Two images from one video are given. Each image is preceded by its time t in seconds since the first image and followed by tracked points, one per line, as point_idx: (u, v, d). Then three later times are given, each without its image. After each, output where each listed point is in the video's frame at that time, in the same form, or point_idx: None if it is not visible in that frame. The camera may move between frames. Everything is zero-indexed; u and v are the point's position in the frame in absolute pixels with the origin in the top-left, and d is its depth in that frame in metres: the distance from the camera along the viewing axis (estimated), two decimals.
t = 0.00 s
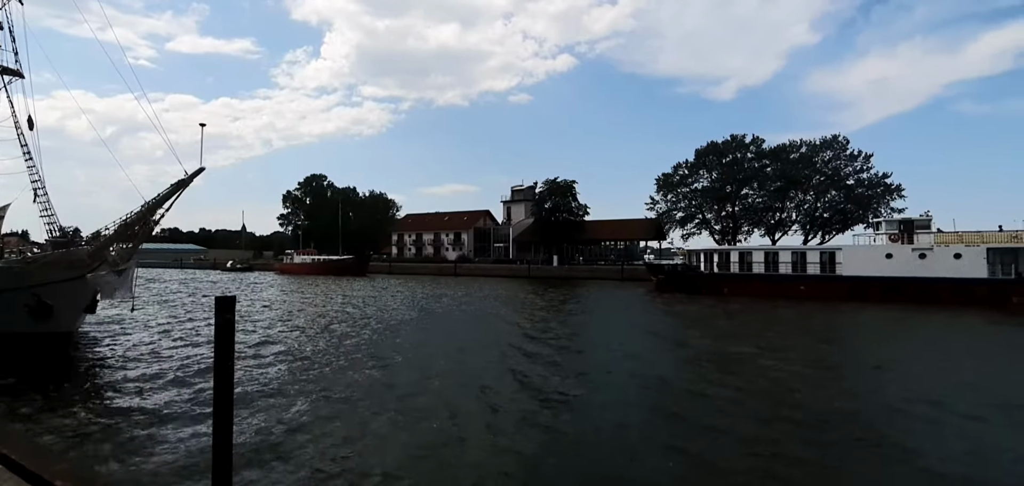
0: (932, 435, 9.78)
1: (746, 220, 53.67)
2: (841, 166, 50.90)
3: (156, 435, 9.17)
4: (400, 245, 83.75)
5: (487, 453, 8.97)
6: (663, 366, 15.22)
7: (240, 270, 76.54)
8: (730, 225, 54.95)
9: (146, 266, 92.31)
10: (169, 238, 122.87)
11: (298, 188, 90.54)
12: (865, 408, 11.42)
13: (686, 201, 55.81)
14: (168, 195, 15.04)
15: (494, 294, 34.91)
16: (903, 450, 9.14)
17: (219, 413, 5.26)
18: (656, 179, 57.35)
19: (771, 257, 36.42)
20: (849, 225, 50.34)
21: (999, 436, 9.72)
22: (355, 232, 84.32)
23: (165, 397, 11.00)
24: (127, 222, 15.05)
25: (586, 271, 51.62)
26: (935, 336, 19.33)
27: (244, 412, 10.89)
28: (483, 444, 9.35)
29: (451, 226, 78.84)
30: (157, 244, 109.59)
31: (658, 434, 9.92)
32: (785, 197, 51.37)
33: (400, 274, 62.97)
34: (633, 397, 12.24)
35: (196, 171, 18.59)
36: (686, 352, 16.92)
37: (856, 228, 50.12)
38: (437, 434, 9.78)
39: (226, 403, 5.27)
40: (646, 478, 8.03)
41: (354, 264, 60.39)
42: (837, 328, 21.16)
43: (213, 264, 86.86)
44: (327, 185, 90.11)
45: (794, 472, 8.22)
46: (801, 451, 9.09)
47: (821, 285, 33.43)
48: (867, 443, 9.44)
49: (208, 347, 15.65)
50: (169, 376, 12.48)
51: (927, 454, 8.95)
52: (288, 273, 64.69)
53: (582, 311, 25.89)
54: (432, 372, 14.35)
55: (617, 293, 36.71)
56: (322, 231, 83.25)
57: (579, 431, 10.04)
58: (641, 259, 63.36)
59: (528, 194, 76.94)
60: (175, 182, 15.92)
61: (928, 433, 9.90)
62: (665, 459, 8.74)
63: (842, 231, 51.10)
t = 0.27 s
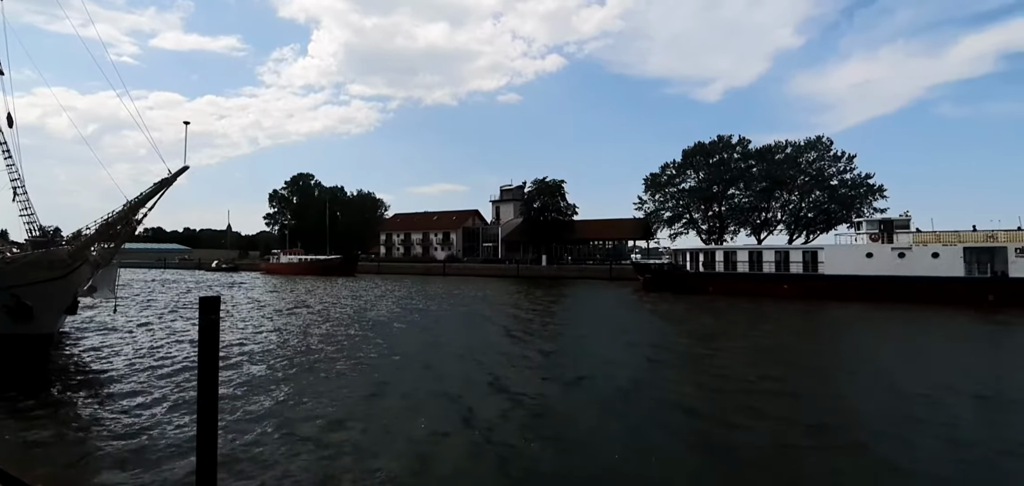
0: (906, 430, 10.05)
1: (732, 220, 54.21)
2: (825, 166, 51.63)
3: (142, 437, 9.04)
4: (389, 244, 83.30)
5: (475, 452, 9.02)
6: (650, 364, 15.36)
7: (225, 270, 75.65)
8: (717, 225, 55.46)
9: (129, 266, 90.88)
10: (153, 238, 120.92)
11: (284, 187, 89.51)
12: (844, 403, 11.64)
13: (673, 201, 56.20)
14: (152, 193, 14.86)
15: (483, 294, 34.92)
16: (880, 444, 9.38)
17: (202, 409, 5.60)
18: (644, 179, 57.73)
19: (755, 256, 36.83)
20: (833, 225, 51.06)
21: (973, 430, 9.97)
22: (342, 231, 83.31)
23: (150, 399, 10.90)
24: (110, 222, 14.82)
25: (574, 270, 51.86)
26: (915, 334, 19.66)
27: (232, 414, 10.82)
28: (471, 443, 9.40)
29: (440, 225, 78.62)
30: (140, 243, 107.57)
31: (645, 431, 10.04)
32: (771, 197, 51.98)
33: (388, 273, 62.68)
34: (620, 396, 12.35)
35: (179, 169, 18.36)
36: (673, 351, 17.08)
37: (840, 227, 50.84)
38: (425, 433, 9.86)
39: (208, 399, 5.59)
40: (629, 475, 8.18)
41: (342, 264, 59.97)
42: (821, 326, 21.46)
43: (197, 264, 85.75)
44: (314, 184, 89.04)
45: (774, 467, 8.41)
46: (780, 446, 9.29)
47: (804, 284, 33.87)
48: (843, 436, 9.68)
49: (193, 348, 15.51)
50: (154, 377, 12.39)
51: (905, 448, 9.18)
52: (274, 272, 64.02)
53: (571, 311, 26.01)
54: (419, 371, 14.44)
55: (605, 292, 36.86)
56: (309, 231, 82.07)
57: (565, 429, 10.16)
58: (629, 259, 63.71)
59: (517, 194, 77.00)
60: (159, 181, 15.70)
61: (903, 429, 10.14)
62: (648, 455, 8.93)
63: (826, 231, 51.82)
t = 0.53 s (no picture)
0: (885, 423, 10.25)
1: (719, 220, 54.67)
2: (810, 167, 52.26)
3: (126, 439, 8.93)
4: (377, 244, 82.84)
5: (462, 450, 9.05)
6: (638, 363, 15.47)
7: (210, 270, 74.80)
8: (704, 225, 55.90)
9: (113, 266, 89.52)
10: (137, 238, 119.23)
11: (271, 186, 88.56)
12: (826, 398, 11.82)
13: (662, 201, 56.54)
14: (135, 192, 14.68)
15: (472, 294, 34.90)
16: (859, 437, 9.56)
17: (189, 405, 5.69)
18: (633, 179, 58.06)
19: (740, 255, 37.21)
20: (818, 225, 51.68)
21: (950, 423, 10.18)
22: (330, 231, 82.52)
23: (133, 400, 10.78)
24: (92, 221, 14.62)
25: (563, 270, 51.97)
26: (897, 332, 19.99)
27: (217, 415, 10.72)
28: (458, 441, 9.43)
29: (429, 225, 78.36)
30: (124, 243, 105.78)
31: (632, 428, 10.15)
32: (757, 197, 52.53)
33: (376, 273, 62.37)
34: (608, 394, 12.45)
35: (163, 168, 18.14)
36: (661, 350, 17.21)
37: (824, 227, 51.48)
38: (411, 432, 9.90)
39: (194, 396, 5.72)
40: (615, 472, 8.26)
41: (330, 264, 59.53)
42: (806, 324, 21.74)
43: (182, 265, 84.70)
44: (301, 183, 88.11)
45: (758, 462, 8.54)
46: (764, 441, 9.44)
47: (787, 282, 34.28)
48: (825, 430, 9.85)
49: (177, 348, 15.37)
50: (137, 378, 12.26)
51: (884, 440, 9.40)
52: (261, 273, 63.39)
53: (560, 310, 26.09)
54: (406, 370, 14.45)
55: (594, 291, 37.00)
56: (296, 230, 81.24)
57: (551, 427, 10.23)
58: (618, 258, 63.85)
59: (506, 194, 76.99)
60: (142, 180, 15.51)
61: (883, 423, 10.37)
62: (633, 452, 9.02)
63: (811, 230, 52.45)
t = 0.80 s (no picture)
0: (864, 420, 10.47)
1: (707, 219, 55.07)
2: (796, 167, 52.89)
3: (109, 438, 8.86)
4: (365, 244, 82.30)
5: (453, 449, 9.07)
6: (627, 362, 15.61)
7: (195, 270, 73.79)
8: (692, 225, 56.28)
9: (95, 267, 87.95)
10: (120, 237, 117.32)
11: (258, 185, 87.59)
12: (811, 396, 12.05)
13: (650, 201, 56.84)
14: (118, 191, 14.45)
15: (461, 293, 34.84)
16: (839, 434, 9.75)
17: (173, 401, 5.78)
18: (622, 179, 58.30)
19: (726, 255, 37.57)
20: (803, 225, 52.30)
21: (927, 420, 10.40)
22: (318, 230, 81.68)
23: (117, 400, 10.69)
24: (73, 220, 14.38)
25: (553, 269, 52.01)
26: (880, 330, 20.31)
27: (202, 414, 10.69)
28: (447, 440, 9.46)
29: (418, 225, 78.05)
30: (108, 243, 104.08)
31: (621, 426, 10.27)
32: (744, 197, 53.04)
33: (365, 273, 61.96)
34: (600, 393, 12.57)
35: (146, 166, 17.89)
36: (649, 348, 17.36)
37: (809, 227, 52.12)
38: (400, 431, 9.91)
39: (178, 391, 5.80)
40: (598, 469, 8.38)
41: (319, 264, 58.98)
42: (793, 323, 21.99)
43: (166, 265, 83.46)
44: (289, 182, 87.15)
45: (738, 458, 8.70)
46: (745, 438, 9.59)
47: (772, 282, 34.67)
48: (809, 427, 10.06)
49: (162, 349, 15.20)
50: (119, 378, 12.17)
51: (868, 436, 9.57)
52: (247, 272, 62.62)
53: (548, 310, 26.14)
54: (393, 369, 14.50)
55: (582, 291, 37.14)
56: (284, 230, 80.29)
57: (537, 425, 10.33)
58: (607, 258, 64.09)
59: (495, 193, 76.91)
60: (125, 178, 15.27)
61: (866, 418, 10.59)
62: (618, 450, 9.14)
63: (796, 230, 53.07)
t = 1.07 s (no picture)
0: (848, 419, 10.60)
1: (696, 219, 55.43)
2: (783, 168, 53.45)
3: (92, 440, 8.73)
4: (354, 244, 81.78)
5: (440, 449, 9.07)
6: (615, 361, 15.69)
7: (181, 270, 72.91)
8: (681, 224, 56.64)
9: (79, 266, 86.60)
10: (105, 236, 115.60)
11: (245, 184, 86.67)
12: (797, 395, 12.22)
13: (639, 201, 57.12)
14: (102, 190, 14.22)
15: (451, 293, 34.77)
16: (823, 432, 9.87)
17: (157, 400, 5.73)
18: (611, 179, 58.55)
19: (713, 255, 37.86)
20: (790, 225, 52.86)
21: (908, 417, 10.57)
22: (306, 229, 80.85)
23: (101, 401, 10.55)
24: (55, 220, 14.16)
25: (542, 269, 51.97)
26: (864, 329, 20.61)
27: (188, 416, 10.57)
28: (434, 440, 9.46)
29: (407, 224, 77.73)
30: (91, 242, 102.40)
31: (609, 425, 10.34)
32: (732, 197, 53.49)
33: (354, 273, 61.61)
34: (588, 392, 12.62)
35: (130, 165, 17.65)
36: (638, 348, 17.46)
37: (796, 227, 52.68)
38: (387, 431, 9.90)
39: (162, 390, 5.75)
40: (586, 468, 8.41)
41: (307, 263, 58.23)
42: (780, 322, 22.22)
43: (151, 264, 82.41)
44: (276, 181, 86.29)
45: (724, 457, 8.77)
46: (731, 437, 9.67)
47: (758, 281, 35.03)
48: (793, 426, 10.20)
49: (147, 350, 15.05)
50: (103, 380, 12.01)
51: (849, 434, 9.73)
52: (234, 272, 61.95)
53: (538, 309, 26.18)
54: (381, 369, 14.47)
55: (572, 290, 37.22)
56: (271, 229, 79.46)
57: (525, 425, 10.37)
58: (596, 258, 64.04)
59: (484, 193, 76.78)
60: (109, 177, 15.04)
61: (849, 416, 10.76)
62: (605, 448, 9.19)
63: (783, 230, 53.61)
